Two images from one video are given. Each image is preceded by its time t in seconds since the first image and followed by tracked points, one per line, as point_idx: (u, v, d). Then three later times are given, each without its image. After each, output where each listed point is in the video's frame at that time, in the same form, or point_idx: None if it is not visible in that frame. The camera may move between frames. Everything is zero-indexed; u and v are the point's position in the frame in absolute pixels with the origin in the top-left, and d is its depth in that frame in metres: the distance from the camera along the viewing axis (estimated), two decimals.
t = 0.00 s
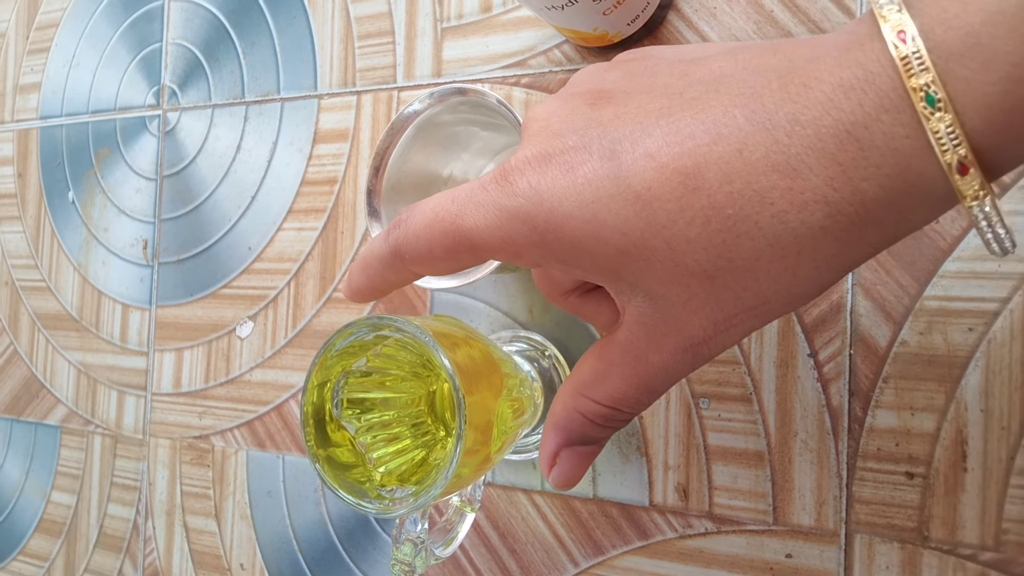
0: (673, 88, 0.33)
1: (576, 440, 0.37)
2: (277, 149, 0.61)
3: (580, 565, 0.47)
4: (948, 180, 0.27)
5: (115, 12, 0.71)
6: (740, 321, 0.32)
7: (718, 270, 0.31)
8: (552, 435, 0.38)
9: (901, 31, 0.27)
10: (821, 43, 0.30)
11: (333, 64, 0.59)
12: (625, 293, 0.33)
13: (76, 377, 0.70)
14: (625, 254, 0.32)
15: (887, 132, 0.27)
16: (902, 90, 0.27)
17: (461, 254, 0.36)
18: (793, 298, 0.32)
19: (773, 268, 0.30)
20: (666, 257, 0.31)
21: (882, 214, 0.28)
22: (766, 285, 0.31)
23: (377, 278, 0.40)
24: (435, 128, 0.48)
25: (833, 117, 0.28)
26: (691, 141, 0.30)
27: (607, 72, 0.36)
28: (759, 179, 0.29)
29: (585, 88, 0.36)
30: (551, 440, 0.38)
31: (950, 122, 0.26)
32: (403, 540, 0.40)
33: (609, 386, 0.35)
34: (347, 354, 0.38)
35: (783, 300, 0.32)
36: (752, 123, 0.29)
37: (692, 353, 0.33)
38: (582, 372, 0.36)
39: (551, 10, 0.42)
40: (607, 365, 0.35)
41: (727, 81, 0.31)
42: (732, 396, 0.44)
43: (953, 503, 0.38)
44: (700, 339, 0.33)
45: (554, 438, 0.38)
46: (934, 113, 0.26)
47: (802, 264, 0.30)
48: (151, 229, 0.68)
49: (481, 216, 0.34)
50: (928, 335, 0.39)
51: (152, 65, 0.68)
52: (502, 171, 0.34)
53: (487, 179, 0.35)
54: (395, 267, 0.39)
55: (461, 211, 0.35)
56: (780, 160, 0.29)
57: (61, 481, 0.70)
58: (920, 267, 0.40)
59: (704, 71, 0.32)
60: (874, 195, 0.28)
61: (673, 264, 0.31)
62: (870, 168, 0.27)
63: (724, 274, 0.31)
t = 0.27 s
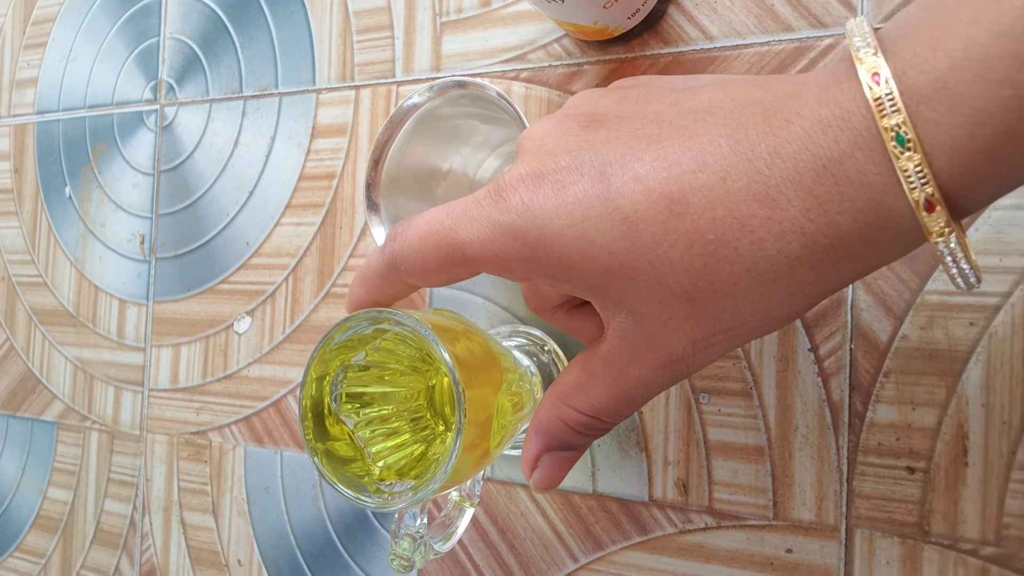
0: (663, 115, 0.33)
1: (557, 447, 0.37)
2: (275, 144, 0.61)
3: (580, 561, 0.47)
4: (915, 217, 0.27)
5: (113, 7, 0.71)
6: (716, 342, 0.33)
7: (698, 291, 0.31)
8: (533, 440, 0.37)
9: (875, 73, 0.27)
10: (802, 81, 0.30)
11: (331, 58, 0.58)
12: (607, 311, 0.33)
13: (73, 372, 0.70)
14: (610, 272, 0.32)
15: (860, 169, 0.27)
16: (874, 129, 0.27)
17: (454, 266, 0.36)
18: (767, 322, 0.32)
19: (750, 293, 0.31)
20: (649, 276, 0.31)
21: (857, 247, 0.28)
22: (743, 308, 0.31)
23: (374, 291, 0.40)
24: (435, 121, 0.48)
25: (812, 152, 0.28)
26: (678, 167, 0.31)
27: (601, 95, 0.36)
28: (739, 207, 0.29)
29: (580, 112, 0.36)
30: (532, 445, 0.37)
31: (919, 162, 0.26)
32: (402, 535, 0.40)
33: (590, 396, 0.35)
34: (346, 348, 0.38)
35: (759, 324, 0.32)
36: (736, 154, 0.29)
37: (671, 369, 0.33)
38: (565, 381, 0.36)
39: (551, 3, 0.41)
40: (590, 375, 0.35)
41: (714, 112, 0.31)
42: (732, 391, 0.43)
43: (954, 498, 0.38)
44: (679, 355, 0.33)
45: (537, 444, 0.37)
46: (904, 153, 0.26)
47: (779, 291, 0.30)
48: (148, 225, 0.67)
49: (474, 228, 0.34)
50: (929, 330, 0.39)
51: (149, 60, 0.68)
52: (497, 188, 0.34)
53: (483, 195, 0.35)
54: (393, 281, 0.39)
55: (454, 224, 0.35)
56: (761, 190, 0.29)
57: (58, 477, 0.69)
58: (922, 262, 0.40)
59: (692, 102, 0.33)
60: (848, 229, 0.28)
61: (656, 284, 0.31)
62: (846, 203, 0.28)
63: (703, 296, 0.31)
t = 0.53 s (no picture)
0: (648, 122, 0.33)
1: (527, 442, 0.36)
2: (272, 142, 0.60)
3: (577, 561, 0.46)
4: (884, 231, 0.27)
5: (109, 4, 0.70)
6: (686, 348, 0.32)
7: (671, 296, 0.31)
8: (503, 436, 0.36)
9: (849, 89, 0.27)
10: (784, 97, 0.30)
11: (328, 56, 0.58)
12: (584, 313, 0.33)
13: (68, 372, 0.69)
14: (587, 273, 0.32)
15: (832, 184, 0.27)
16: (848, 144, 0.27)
17: (435, 263, 0.35)
18: (736, 332, 0.32)
19: (722, 301, 0.30)
20: (624, 278, 0.31)
21: (827, 260, 0.28)
22: (714, 315, 0.31)
23: (356, 287, 0.40)
24: (429, 118, 0.48)
25: (787, 164, 0.28)
26: (658, 174, 0.31)
27: (589, 102, 0.37)
28: (715, 215, 0.29)
29: (566, 115, 0.36)
30: (501, 441, 0.36)
31: (889, 178, 0.26)
32: (398, 536, 0.39)
33: (561, 394, 0.34)
34: (343, 348, 0.37)
35: (729, 331, 0.32)
36: (714, 163, 0.29)
37: (641, 372, 0.33)
38: (537, 379, 0.35)
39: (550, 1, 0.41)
40: (563, 373, 0.34)
41: (699, 121, 0.31)
42: (730, 390, 0.43)
43: (953, 498, 0.38)
44: (649, 359, 0.33)
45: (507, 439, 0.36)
46: (874, 168, 0.26)
47: (749, 300, 0.30)
48: (144, 223, 0.67)
49: (456, 224, 0.34)
50: (928, 329, 0.39)
51: (145, 58, 0.68)
52: (481, 184, 0.34)
53: (465, 191, 0.35)
54: (373, 276, 0.39)
55: (437, 221, 0.35)
56: (737, 199, 0.29)
57: (53, 477, 0.69)
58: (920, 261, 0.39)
59: (677, 111, 0.33)
60: (820, 241, 0.28)
61: (632, 289, 0.31)
62: (817, 216, 0.28)
63: (676, 300, 0.31)
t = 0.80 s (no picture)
0: (645, 114, 0.33)
1: (516, 439, 0.35)
2: (268, 141, 0.60)
3: (574, 562, 0.46)
4: (876, 231, 0.27)
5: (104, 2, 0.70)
6: (673, 344, 0.32)
7: (661, 293, 0.31)
8: (495, 435, 0.35)
9: (844, 87, 0.27)
10: (781, 92, 0.30)
11: (325, 54, 0.58)
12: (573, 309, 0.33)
13: (63, 371, 0.69)
14: (579, 268, 0.31)
15: (825, 183, 0.27)
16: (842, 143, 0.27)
17: (430, 262, 0.35)
18: (723, 329, 0.32)
19: (710, 299, 0.30)
20: (615, 274, 0.31)
21: (818, 260, 0.28)
22: (702, 313, 0.31)
23: (353, 297, 0.40)
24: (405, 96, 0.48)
25: (781, 164, 0.28)
26: (652, 170, 0.30)
27: (587, 92, 0.36)
28: (706, 214, 0.29)
29: (565, 102, 0.35)
30: (493, 441, 0.36)
31: (882, 177, 0.26)
32: (391, 536, 0.39)
33: (549, 389, 0.34)
34: (339, 349, 0.37)
35: (716, 329, 0.31)
36: (708, 161, 0.29)
37: (627, 368, 0.33)
38: (525, 375, 0.35)
39: None
40: (551, 369, 0.34)
41: (692, 116, 0.31)
42: (728, 391, 0.43)
43: (952, 499, 0.38)
44: (637, 355, 0.32)
45: (498, 438, 0.35)
46: (868, 167, 0.26)
47: (738, 298, 0.30)
48: (139, 222, 0.66)
49: (449, 221, 0.34)
50: (927, 329, 0.39)
51: (140, 55, 0.67)
52: (469, 175, 0.34)
53: (456, 183, 0.34)
54: (372, 284, 0.38)
55: (429, 218, 0.34)
56: (731, 200, 0.29)
57: (48, 477, 0.69)
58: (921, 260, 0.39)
59: (674, 104, 0.33)
60: (810, 240, 0.28)
61: (623, 286, 0.31)
62: (809, 216, 0.28)
63: (665, 298, 0.31)
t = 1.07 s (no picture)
0: (643, 113, 0.32)
1: (514, 440, 0.35)
2: (263, 142, 0.60)
3: (571, 564, 0.46)
4: (872, 231, 0.27)
5: (100, 2, 0.70)
6: (670, 342, 0.32)
7: (658, 294, 0.31)
8: (491, 435, 0.35)
9: (841, 87, 0.27)
10: (778, 90, 0.30)
11: (321, 55, 0.58)
12: (569, 309, 0.33)
13: (58, 373, 0.69)
14: (576, 267, 0.31)
15: (822, 184, 0.27)
16: (840, 144, 0.27)
17: (428, 264, 0.35)
18: (719, 327, 0.32)
19: (707, 299, 0.30)
20: (612, 275, 0.31)
21: (814, 260, 0.28)
22: (698, 313, 0.31)
23: (351, 302, 0.39)
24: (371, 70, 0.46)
25: (778, 164, 0.28)
26: (649, 170, 0.30)
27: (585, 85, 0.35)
28: (703, 214, 0.29)
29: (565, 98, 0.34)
30: (489, 441, 0.35)
31: (879, 178, 0.26)
32: (388, 540, 0.39)
33: (546, 389, 0.34)
34: (333, 351, 0.37)
35: (712, 328, 0.32)
36: (705, 162, 0.29)
37: (624, 366, 0.33)
38: (522, 375, 0.35)
39: None
40: (547, 369, 0.34)
41: (690, 115, 0.31)
42: (724, 393, 0.43)
43: (947, 501, 0.38)
44: (633, 353, 0.33)
45: (493, 438, 0.35)
46: (865, 167, 0.26)
47: (734, 298, 0.30)
48: (134, 223, 0.66)
49: (446, 222, 0.34)
50: (923, 331, 0.39)
51: (136, 56, 0.67)
52: (465, 176, 0.33)
53: (452, 184, 0.34)
54: (371, 289, 0.38)
55: (427, 220, 0.34)
56: (727, 200, 0.29)
57: (42, 479, 0.68)
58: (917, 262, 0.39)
59: (673, 101, 0.32)
60: (806, 242, 0.28)
61: (620, 286, 0.31)
62: (806, 217, 0.28)
63: (662, 298, 0.31)
